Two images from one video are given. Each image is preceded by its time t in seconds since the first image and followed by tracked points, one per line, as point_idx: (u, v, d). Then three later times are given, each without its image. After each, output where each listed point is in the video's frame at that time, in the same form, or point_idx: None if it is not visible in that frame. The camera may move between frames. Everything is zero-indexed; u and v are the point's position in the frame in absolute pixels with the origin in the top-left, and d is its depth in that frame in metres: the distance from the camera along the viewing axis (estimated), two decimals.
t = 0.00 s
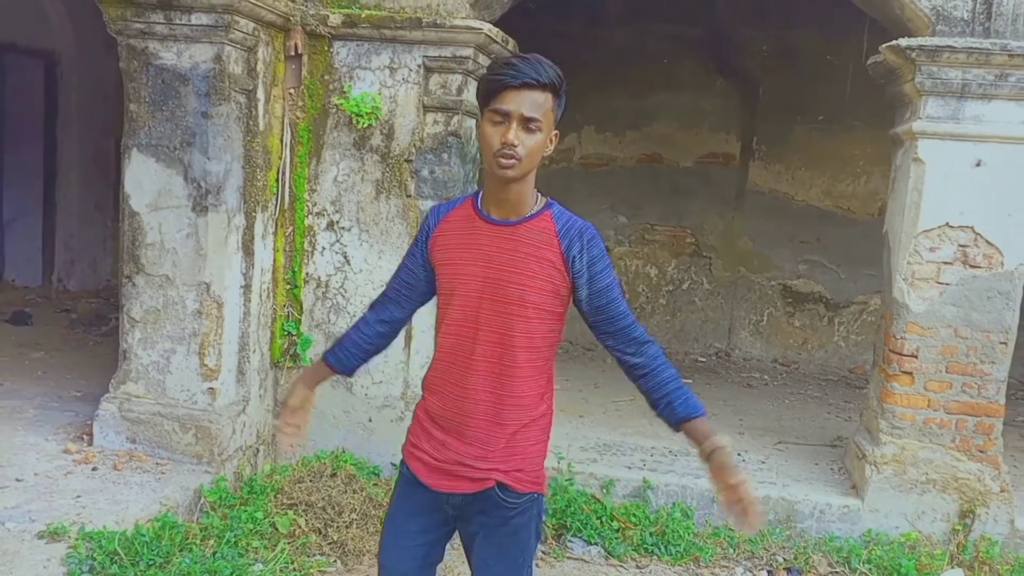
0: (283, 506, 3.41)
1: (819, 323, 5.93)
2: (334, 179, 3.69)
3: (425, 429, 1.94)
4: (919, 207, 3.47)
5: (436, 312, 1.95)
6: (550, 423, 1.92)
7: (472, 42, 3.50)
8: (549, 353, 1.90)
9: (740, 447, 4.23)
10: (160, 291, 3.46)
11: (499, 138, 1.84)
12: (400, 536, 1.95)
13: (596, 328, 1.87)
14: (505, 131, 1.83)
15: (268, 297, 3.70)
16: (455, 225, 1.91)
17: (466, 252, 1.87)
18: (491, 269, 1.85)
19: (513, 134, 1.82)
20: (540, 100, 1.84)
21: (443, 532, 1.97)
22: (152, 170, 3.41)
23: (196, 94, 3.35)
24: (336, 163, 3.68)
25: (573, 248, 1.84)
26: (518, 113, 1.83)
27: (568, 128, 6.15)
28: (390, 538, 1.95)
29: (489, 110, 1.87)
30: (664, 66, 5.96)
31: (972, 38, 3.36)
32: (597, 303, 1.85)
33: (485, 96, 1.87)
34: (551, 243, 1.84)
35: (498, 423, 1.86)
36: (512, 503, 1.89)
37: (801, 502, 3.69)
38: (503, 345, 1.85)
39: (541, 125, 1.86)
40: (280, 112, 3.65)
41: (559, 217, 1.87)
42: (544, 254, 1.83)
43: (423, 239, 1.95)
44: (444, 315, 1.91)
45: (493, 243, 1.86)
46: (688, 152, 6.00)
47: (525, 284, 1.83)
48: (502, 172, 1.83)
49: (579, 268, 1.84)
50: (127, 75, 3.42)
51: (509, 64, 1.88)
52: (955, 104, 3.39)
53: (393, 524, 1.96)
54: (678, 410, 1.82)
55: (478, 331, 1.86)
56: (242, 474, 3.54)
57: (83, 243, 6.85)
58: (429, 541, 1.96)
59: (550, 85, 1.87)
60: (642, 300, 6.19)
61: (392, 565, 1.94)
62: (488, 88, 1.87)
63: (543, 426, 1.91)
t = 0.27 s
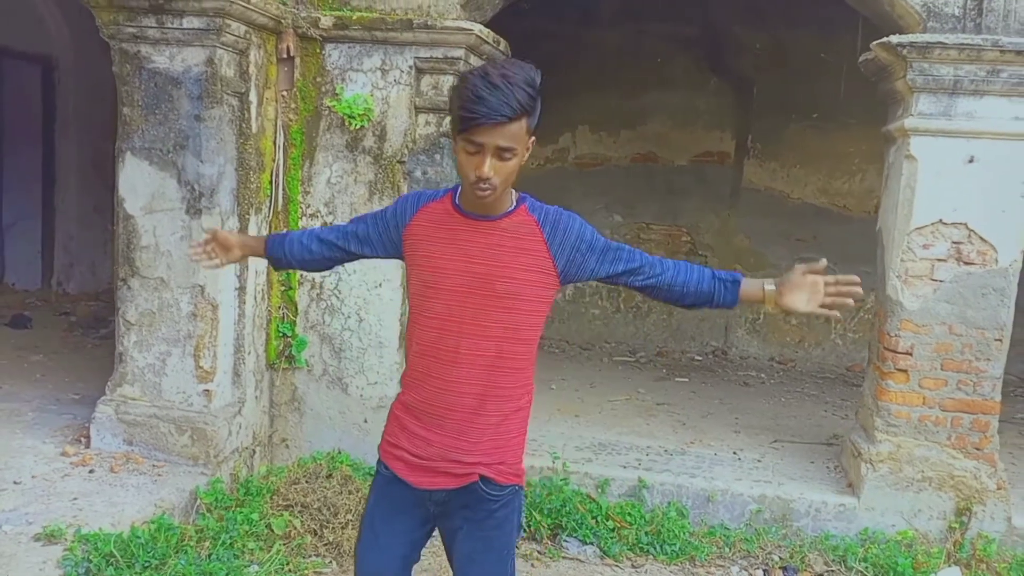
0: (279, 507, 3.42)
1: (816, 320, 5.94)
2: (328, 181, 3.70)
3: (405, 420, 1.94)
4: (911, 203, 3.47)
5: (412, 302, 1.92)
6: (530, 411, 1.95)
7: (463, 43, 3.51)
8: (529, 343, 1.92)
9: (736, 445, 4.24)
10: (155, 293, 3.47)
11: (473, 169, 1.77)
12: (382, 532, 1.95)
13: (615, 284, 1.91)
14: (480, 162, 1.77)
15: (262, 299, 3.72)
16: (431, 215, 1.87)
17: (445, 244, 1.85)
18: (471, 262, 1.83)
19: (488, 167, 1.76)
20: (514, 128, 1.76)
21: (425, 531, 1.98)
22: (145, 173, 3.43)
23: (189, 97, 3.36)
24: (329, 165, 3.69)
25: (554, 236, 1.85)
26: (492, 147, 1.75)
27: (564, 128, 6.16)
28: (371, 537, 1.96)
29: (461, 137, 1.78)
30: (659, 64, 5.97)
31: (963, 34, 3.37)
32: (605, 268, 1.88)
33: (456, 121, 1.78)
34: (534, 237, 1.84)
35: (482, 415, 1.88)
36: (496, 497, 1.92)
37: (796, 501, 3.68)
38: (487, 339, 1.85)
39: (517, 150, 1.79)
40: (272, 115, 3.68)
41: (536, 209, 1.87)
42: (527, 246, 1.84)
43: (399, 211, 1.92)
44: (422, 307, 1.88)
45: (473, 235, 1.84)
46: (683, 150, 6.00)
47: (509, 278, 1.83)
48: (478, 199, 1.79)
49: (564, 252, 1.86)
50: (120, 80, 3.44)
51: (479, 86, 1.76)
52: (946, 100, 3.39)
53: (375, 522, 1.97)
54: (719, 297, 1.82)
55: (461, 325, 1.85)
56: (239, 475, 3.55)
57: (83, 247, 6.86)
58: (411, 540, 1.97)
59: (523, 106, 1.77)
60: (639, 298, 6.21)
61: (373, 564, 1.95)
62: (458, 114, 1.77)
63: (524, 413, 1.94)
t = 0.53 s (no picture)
0: (275, 509, 3.44)
1: (814, 318, 5.94)
2: (323, 183, 3.71)
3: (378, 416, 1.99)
4: (906, 201, 3.47)
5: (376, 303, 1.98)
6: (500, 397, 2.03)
7: (456, 44, 3.53)
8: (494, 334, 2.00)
9: (733, 444, 4.24)
10: (151, 296, 3.49)
11: (435, 175, 1.83)
12: (376, 528, 2.03)
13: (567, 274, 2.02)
14: (442, 168, 1.82)
15: (259, 301, 3.73)
16: (390, 218, 1.94)
17: (407, 245, 1.92)
18: (433, 260, 1.91)
19: (451, 172, 1.82)
20: (474, 135, 1.83)
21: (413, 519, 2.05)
22: (140, 177, 3.44)
23: (183, 101, 3.38)
24: (324, 167, 3.71)
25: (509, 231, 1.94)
26: (454, 153, 1.81)
27: (561, 128, 6.17)
28: (366, 536, 2.04)
29: (423, 143, 1.83)
30: (655, 63, 5.98)
31: (956, 30, 3.36)
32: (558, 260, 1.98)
33: (417, 129, 1.83)
34: (491, 231, 1.92)
35: (453, 404, 1.95)
36: (473, 477, 1.99)
37: (793, 499, 3.67)
38: (453, 331, 1.92)
39: (477, 154, 1.85)
40: (267, 117, 3.68)
41: (489, 207, 1.95)
42: (485, 241, 1.92)
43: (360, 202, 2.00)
44: (388, 306, 1.95)
45: (432, 234, 1.91)
46: (680, 149, 6.01)
47: (470, 272, 1.91)
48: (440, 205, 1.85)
49: (520, 245, 1.95)
50: (115, 83, 3.44)
51: (438, 95, 1.82)
52: (940, 97, 3.39)
53: (367, 519, 2.04)
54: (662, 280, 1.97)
55: (427, 320, 1.92)
56: (236, 477, 3.57)
57: (82, 250, 6.88)
58: (403, 532, 2.04)
59: (482, 114, 1.84)
60: (636, 298, 6.22)
61: (374, 560, 2.04)
62: (419, 121, 1.82)
63: (492, 401, 2.01)
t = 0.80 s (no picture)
0: (275, 509, 3.45)
1: (815, 317, 5.94)
2: (321, 184, 3.72)
3: (369, 418, 2.01)
4: (904, 198, 3.47)
5: (360, 309, 1.99)
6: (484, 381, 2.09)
7: (453, 45, 3.54)
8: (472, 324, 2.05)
9: (734, 443, 4.24)
10: (150, 298, 3.50)
11: (413, 158, 1.86)
12: (381, 519, 2.05)
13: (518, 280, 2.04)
14: (419, 151, 1.86)
15: (258, 303, 3.74)
16: (367, 226, 1.95)
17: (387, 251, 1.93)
18: (416, 263, 1.93)
19: (427, 154, 1.86)
20: (448, 117, 1.88)
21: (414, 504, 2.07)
22: (139, 180, 3.45)
23: (181, 104, 3.39)
24: (322, 168, 3.72)
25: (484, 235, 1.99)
26: (430, 134, 1.85)
27: (560, 127, 6.18)
28: (372, 528, 2.05)
29: (398, 129, 1.87)
30: (654, 63, 5.98)
31: (953, 27, 3.36)
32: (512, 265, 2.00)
33: (392, 115, 1.87)
34: (467, 231, 1.96)
35: (444, 398, 1.99)
36: (469, 452, 2.04)
37: (794, 498, 3.67)
38: (439, 328, 1.96)
39: (450, 139, 1.90)
40: (265, 119, 3.69)
41: (465, 208, 1.99)
42: (463, 241, 1.95)
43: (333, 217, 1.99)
44: (373, 312, 1.96)
45: (412, 238, 1.93)
46: (679, 148, 6.01)
47: (452, 271, 1.94)
48: (418, 188, 1.87)
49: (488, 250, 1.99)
50: (114, 87, 3.46)
51: (409, 82, 1.88)
52: (937, 94, 3.38)
53: (370, 512, 2.05)
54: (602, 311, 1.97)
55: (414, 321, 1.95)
56: (236, 478, 3.58)
57: (84, 253, 6.88)
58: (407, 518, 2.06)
59: (453, 97, 1.90)
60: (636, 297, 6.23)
61: (382, 551, 2.06)
62: (393, 107, 1.87)
63: (478, 390, 2.06)
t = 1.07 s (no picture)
0: (279, 510, 3.46)
1: (819, 315, 5.93)
2: (323, 185, 3.73)
3: (393, 420, 2.04)
4: (907, 195, 3.46)
5: (378, 313, 2.01)
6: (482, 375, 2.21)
7: (453, 45, 3.54)
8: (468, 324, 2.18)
9: (738, 442, 4.22)
10: (154, 300, 3.51)
11: (423, 148, 1.98)
12: (407, 521, 2.06)
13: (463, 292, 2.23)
14: (428, 141, 1.98)
15: (260, 304, 3.75)
16: (383, 230, 1.99)
17: (407, 251, 1.99)
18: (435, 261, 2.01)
19: (437, 141, 1.98)
20: (454, 108, 2.01)
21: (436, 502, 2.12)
22: (142, 182, 3.46)
23: (183, 106, 3.40)
24: (323, 169, 3.73)
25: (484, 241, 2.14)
26: (439, 123, 1.98)
27: (561, 127, 6.19)
28: (399, 530, 2.06)
29: (407, 122, 2.00)
30: (655, 61, 5.99)
31: (954, 23, 3.35)
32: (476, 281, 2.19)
33: (401, 109, 1.99)
34: (473, 230, 2.09)
35: (462, 391, 2.09)
36: (490, 443, 2.15)
37: (798, 497, 3.66)
38: (456, 323, 2.06)
39: (457, 130, 2.02)
40: (267, 121, 3.69)
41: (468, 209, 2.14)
42: (470, 239, 2.08)
43: (340, 243, 2.00)
44: (394, 313, 2.00)
45: (429, 238, 2.02)
46: (681, 147, 6.02)
47: (466, 267, 2.06)
48: (429, 176, 1.99)
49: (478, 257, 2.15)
50: (116, 90, 3.46)
51: (416, 78, 2.02)
52: (939, 90, 3.38)
53: (396, 515, 2.05)
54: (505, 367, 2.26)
55: (435, 318, 2.03)
56: (239, 479, 3.59)
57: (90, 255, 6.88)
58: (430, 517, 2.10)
59: (456, 90, 2.03)
60: (639, 295, 6.23)
61: (406, 553, 2.07)
62: (402, 101, 1.99)
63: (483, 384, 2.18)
